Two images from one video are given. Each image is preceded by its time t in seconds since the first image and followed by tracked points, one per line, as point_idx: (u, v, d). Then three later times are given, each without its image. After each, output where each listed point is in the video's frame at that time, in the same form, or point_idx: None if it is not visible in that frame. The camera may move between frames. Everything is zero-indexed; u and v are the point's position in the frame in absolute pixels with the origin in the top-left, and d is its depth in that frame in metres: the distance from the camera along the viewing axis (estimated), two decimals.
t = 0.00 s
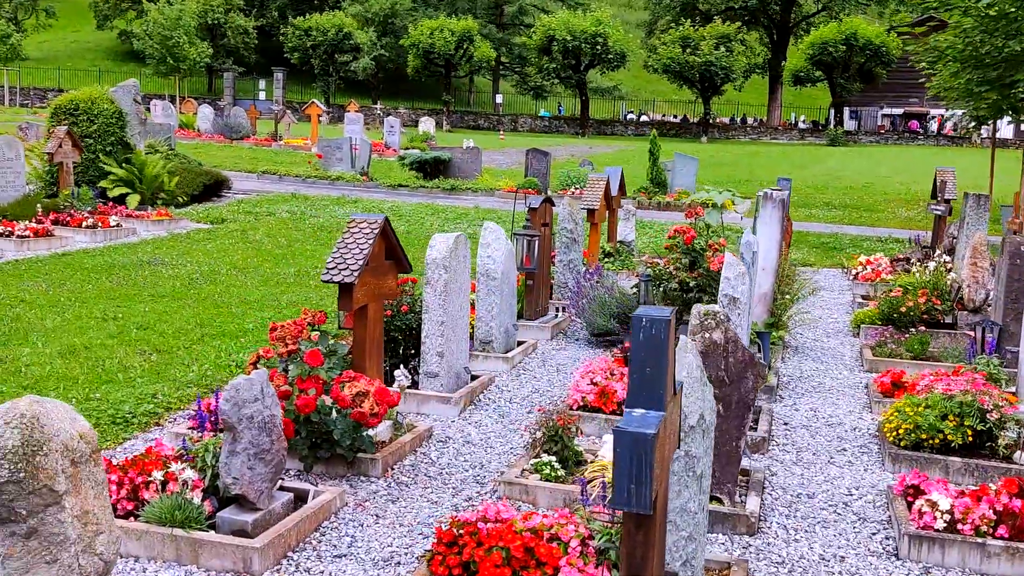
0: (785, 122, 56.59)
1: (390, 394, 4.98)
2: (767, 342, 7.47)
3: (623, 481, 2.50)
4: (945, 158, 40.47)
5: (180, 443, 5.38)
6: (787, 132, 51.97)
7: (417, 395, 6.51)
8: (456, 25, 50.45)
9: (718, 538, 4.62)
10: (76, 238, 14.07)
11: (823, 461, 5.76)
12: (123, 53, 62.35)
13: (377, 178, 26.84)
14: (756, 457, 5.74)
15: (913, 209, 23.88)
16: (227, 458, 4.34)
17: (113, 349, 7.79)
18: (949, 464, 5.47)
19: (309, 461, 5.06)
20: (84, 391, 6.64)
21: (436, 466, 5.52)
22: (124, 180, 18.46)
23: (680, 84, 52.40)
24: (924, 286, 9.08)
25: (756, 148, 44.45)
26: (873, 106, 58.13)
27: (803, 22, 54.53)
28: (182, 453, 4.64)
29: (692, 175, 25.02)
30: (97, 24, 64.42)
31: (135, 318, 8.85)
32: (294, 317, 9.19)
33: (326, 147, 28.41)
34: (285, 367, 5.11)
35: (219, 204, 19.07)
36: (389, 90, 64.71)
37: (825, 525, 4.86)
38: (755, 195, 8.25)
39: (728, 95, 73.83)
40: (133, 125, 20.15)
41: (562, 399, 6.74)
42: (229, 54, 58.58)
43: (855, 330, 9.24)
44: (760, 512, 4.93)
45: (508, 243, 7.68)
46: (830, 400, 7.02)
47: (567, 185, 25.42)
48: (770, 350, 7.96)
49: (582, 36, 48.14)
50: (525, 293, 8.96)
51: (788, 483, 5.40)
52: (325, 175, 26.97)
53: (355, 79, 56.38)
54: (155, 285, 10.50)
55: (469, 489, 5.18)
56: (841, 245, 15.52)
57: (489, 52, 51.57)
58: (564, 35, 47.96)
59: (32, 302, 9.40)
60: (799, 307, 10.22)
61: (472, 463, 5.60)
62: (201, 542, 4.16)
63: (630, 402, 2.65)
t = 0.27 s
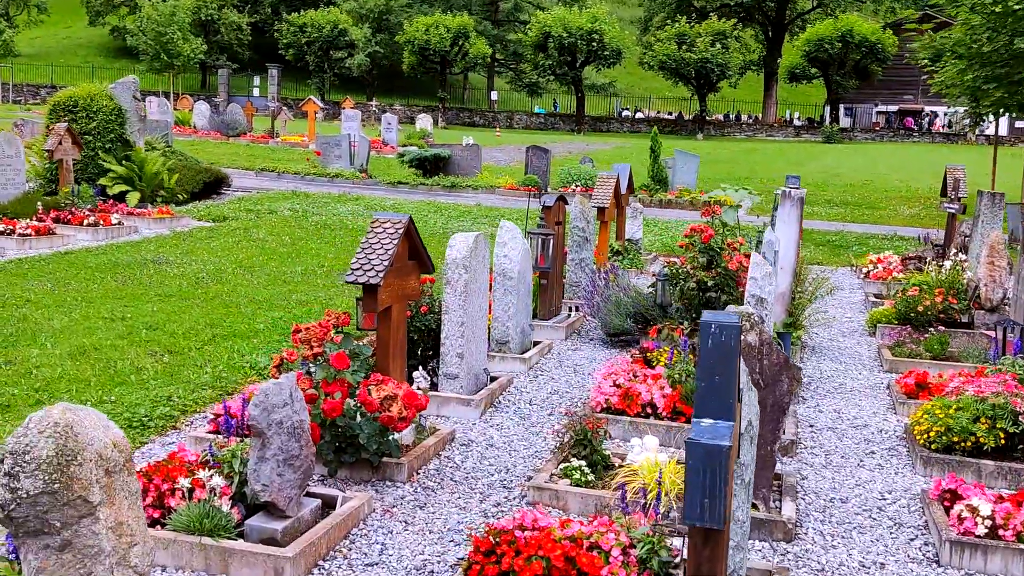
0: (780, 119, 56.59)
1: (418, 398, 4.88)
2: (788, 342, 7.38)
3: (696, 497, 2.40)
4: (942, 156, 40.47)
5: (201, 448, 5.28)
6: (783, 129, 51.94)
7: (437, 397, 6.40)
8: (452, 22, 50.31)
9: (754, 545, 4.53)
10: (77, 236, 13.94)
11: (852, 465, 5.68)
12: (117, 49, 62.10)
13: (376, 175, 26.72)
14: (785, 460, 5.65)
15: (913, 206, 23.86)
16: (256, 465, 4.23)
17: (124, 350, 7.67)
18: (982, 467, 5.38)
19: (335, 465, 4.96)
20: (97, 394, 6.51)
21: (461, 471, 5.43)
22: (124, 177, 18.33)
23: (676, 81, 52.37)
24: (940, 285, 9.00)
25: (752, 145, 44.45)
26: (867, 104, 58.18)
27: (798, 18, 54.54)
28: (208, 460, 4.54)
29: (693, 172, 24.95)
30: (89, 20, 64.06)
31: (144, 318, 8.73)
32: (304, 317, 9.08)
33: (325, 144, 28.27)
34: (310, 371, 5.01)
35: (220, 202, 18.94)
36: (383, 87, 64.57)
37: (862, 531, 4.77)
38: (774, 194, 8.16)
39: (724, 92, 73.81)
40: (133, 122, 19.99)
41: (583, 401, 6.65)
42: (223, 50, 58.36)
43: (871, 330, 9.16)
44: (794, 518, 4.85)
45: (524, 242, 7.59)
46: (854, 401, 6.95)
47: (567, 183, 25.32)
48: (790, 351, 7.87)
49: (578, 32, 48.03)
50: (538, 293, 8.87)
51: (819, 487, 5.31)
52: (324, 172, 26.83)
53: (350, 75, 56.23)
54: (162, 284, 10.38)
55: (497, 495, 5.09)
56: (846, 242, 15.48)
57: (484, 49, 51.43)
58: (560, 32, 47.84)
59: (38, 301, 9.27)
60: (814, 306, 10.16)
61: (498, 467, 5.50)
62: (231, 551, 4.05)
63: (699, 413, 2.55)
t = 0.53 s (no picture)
0: (776, 118, 56.56)
1: (446, 411, 4.75)
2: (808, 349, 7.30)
3: (769, 529, 2.30)
4: (939, 156, 40.46)
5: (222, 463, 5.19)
6: (779, 129, 51.89)
7: (457, 407, 6.32)
8: (447, 21, 50.11)
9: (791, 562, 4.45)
10: (79, 239, 13.80)
11: (881, 476, 5.60)
12: (110, 48, 61.83)
13: (376, 176, 26.61)
14: (813, 472, 5.58)
15: (914, 206, 23.80)
16: (286, 482, 4.13)
17: (136, 357, 7.56)
18: (1014, 479, 5.32)
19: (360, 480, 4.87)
20: (112, 404, 6.39)
21: (486, 484, 5.34)
22: (124, 179, 18.18)
23: (672, 80, 52.30)
24: (956, 290, 8.95)
25: (749, 145, 44.43)
26: (862, 103, 58.22)
27: (793, 17, 54.58)
28: (235, 475, 4.46)
29: (694, 173, 24.86)
30: (81, 19, 63.76)
31: (154, 324, 8.61)
32: (315, 322, 8.98)
33: (324, 144, 28.13)
34: (334, 383, 4.91)
35: (220, 203, 18.82)
36: (378, 86, 64.40)
37: (898, 546, 4.70)
38: (791, 198, 8.07)
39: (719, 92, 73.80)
40: (132, 123, 19.82)
41: (604, 411, 6.56)
42: (216, 49, 58.13)
43: (887, 335, 9.11)
44: (829, 531, 4.77)
45: (540, 248, 7.50)
46: (876, 409, 6.88)
47: (568, 184, 25.21)
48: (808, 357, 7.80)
49: (574, 32, 47.90)
50: (551, 298, 8.77)
51: (850, 499, 5.24)
52: (324, 172, 26.69)
53: (344, 74, 56.05)
54: (168, 289, 10.27)
55: (525, 509, 5.00)
56: (852, 244, 15.42)
57: (481, 48, 51.27)
58: (556, 31, 47.72)
59: (44, 307, 9.15)
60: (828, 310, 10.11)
61: (523, 480, 5.42)
62: (261, 570, 3.96)
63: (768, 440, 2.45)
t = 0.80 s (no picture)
0: (771, 118, 56.59)
1: (473, 422, 4.70)
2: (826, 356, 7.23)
3: (840, 550, 2.23)
4: (936, 157, 40.52)
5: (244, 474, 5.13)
6: (775, 129, 51.85)
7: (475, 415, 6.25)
8: (444, 21, 50.00)
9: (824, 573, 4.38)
10: (82, 242, 13.71)
11: (906, 485, 5.55)
12: (105, 48, 61.66)
13: (375, 177, 26.53)
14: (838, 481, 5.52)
15: (915, 207, 23.76)
16: (315, 495, 4.06)
17: (148, 364, 7.48)
18: None
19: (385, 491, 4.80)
20: (126, 412, 6.31)
21: (510, 494, 5.28)
22: (124, 181, 18.08)
23: (668, 81, 52.30)
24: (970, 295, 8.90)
25: (747, 145, 44.43)
26: (858, 103, 58.28)
27: (789, 18, 54.59)
28: (261, 488, 4.39)
29: (695, 175, 24.82)
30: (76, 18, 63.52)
31: (164, 330, 8.54)
32: (326, 327, 8.91)
33: (324, 145, 28.03)
34: (358, 393, 4.84)
35: (221, 205, 18.74)
36: (374, 86, 64.30)
37: (930, 557, 4.64)
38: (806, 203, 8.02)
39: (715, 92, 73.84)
40: (133, 125, 19.71)
41: (623, 418, 6.50)
42: (211, 48, 58.00)
43: (901, 339, 9.05)
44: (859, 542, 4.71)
45: (555, 253, 7.46)
46: (896, 416, 6.83)
47: (569, 185, 25.14)
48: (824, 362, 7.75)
49: (571, 32, 47.84)
50: (564, 303, 8.72)
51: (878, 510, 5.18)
52: (324, 174, 26.60)
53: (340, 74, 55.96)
54: (176, 293, 10.19)
55: (551, 520, 4.93)
56: (857, 246, 15.39)
57: (477, 48, 51.17)
58: (553, 32, 47.66)
59: (52, 312, 9.06)
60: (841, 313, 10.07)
61: (547, 489, 5.35)
62: None
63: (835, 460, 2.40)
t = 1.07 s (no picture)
0: (768, 119, 56.68)
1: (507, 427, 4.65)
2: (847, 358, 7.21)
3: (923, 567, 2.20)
4: (935, 159, 40.54)
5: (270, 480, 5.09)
6: (772, 130, 51.87)
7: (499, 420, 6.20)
8: (442, 23, 49.99)
9: None
10: (88, 245, 13.64)
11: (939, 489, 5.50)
12: (101, 50, 61.61)
13: (377, 179, 26.49)
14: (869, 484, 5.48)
15: (918, 209, 23.76)
16: (353, 503, 4.01)
17: (165, 368, 7.42)
18: None
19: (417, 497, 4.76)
20: (147, 416, 6.25)
21: (540, 499, 5.23)
22: (128, 182, 17.99)
23: (665, 82, 52.37)
24: (986, 297, 8.87)
25: (745, 147, 44.48)
26: (854, 105, 58.38)
27: (785, 20, 54.66)
28: (295, 494, 4.33)
29: (698, 176, 24.76)
30: (71, 20, 63.35)
31: (179, 333, 8.47)
32: (341, 330, 8.86)
33: (325, 146, 27.95)
34: (390, 397, 4.78)
35: (224, 207, 18.68)
36: (370, 87, 64.33)
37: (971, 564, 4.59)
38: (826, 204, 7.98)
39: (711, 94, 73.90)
40: (137, 126, 19.62)
41: (646, 422, 6.46)
42: (207, 50, 57.99)
43: (917, 342, 9.02)
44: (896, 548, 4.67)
45: (573, 255, 7.43)
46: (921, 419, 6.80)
47: (571, 187, 25.09)
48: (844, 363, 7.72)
49: (568, 34, 47.86)
50: (579, 305, 8.69)
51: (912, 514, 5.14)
52: (325, 175, 26.55)
53: (337, 76, 55.93)
54: (187, 295, 10.12)
55: (584, 525, 4.89)
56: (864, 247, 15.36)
57: (475, 50, 51.15)
58: (550, 33, 47.63)
59: (64, 315, 8.99)
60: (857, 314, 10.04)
61: (576, 494, 5.32)
62: None
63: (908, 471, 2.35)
